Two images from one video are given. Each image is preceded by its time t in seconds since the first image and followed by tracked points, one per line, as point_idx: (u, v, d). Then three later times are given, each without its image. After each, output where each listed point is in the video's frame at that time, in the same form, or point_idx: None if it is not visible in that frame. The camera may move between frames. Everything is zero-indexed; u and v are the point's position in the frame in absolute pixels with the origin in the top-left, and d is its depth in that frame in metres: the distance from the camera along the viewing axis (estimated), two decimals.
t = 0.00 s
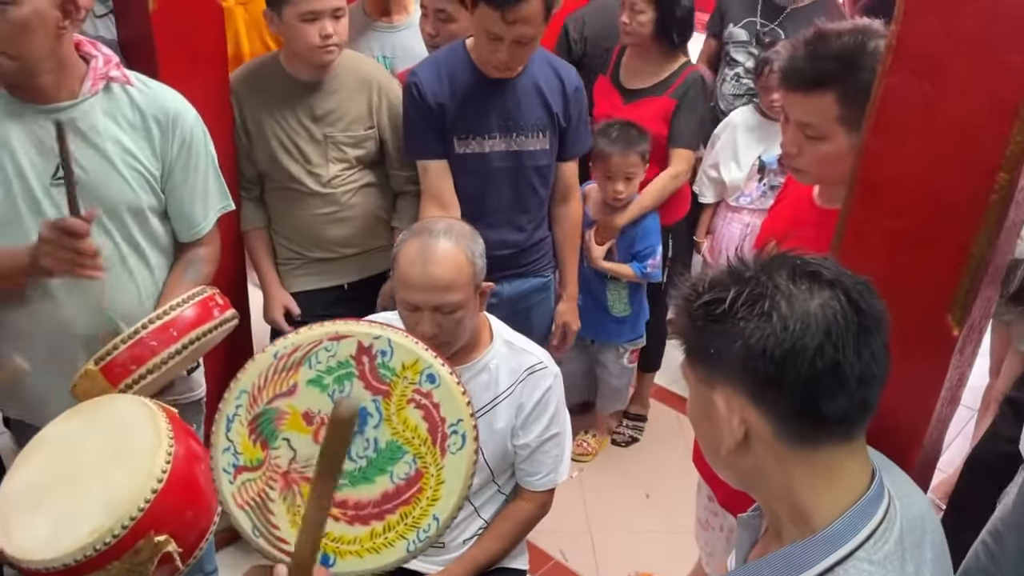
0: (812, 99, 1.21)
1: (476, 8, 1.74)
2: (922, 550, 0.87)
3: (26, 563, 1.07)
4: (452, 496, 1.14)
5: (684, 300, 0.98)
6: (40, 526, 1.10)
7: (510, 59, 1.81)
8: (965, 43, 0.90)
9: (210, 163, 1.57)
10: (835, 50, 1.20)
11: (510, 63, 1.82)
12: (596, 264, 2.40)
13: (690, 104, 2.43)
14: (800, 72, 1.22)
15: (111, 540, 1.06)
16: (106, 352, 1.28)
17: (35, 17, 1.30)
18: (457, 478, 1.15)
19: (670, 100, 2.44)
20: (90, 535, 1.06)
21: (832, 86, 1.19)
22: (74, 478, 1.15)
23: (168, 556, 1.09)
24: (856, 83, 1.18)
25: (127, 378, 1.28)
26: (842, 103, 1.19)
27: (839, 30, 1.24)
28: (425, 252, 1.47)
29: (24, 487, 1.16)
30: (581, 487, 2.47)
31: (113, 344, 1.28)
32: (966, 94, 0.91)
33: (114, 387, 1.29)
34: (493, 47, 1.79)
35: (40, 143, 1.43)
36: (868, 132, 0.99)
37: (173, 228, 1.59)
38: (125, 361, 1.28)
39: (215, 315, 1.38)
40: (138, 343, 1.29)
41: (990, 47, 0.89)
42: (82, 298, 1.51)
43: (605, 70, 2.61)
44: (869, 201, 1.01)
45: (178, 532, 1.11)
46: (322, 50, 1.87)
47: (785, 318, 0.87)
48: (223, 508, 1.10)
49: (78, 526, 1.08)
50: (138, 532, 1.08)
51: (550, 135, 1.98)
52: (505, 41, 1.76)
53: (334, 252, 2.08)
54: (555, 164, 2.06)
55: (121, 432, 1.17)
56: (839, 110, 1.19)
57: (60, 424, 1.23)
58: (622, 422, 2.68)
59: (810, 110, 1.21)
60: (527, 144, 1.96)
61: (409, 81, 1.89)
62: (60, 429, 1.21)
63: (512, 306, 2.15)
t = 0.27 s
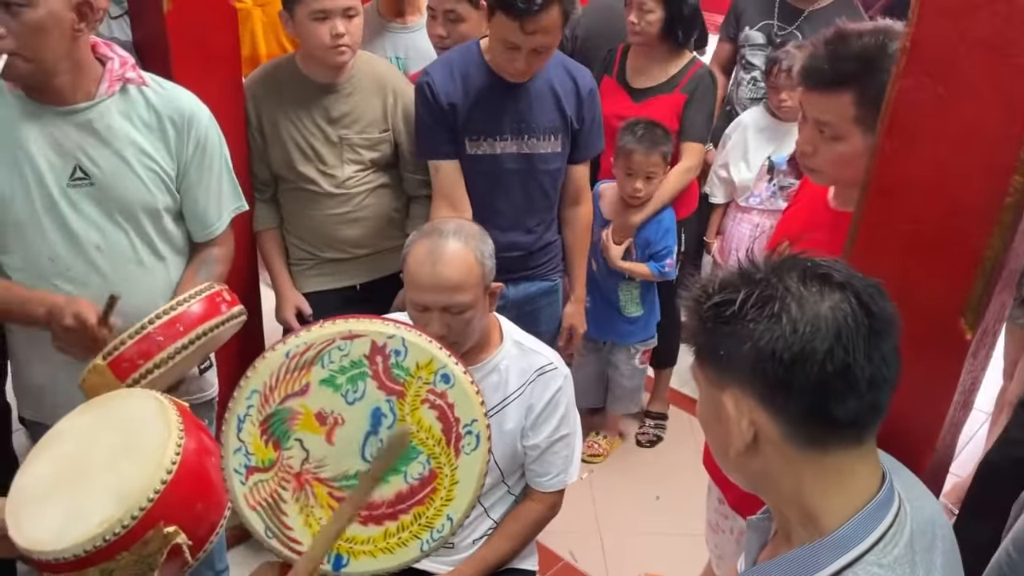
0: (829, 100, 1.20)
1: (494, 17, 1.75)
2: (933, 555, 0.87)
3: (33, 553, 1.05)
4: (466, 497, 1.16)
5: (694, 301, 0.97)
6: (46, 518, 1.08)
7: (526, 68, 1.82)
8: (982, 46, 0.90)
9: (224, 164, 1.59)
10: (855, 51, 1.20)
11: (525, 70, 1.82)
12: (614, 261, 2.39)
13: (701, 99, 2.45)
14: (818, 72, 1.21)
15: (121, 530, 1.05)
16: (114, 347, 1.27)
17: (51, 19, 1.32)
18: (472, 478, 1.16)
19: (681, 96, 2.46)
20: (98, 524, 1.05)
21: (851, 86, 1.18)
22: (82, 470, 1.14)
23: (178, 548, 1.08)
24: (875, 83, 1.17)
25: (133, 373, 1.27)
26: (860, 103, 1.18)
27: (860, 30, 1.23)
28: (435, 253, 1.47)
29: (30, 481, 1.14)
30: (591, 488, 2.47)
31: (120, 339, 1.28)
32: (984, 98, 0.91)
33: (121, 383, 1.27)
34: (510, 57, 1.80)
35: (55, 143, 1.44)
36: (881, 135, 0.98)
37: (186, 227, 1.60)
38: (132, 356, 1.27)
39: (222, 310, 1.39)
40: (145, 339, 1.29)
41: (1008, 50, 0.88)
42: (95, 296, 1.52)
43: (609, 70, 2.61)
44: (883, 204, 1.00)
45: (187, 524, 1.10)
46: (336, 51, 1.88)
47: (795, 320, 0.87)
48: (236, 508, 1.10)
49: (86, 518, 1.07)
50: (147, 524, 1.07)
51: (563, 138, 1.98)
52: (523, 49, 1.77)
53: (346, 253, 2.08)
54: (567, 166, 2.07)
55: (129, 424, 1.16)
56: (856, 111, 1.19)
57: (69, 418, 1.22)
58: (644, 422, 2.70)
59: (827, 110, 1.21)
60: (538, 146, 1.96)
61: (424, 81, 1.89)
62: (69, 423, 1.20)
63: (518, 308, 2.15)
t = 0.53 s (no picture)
0: (840, 99, 1.20)
1: (501, 17, 1.75)
2: (937, 555, 0.88)
3: (33, 530, 1.04)
4: (479, 498, 1.16)
5: (699, 299, 0.98)
6: (47, 494, 1.07)
7: (534, 69, 1.82)
8: (990, 45, 0.89)
9: (233, 164, 1.60)
10: (866, 50, 1.19)
11: (532, 72, 1.83)
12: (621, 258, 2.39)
13: (716, 100, 2.45)
14: (828, 72, 1.21)
15: (115, 501, 1.03)
16: (125, 347, 1.28)
17: (63, 21, 1.33)
18: (485, 479, 1.16)
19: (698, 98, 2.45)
20: (93, 497, 1.03)
21: (861, 86, 1.18)
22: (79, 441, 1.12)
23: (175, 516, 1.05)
24: (885, 84, 1.16)
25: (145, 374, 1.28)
26: (870, 103, 1.18)
27: (870, 30, 1.22)
28: (443, 252, 1.47)
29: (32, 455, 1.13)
30: (600, 487, 2.47)
31: (132, 339, 1.29)
32: (990, 97, 0.91)
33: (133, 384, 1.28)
34: (518, 58, 1.80)
35: (66, 141, 1.46)
36: (889, 134, 0.98)
37: (196, 226, 1.61)
38: (144, 357, 1.28)
39: (232, 310, 1.39)
40: (156, 339, 1.29)
41: (1015, 51, 0.88)
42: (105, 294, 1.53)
43: (626, 68, 2.59)
44: (889, 204, 1.00)
45: (184, 490, 1.07)
46: (344, 53, 1.89)
47: (798, 319, 0.87)
48: (251, 507, 1.10)
49: (82, 491, 1.05)
50: (142, 493, 1.04)
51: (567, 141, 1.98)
52: (530, 51, 1.76)
53: (355, 252, 2.09)
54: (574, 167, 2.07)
55: (120, 393, 1.13)
56: (866, 111, 1.18)
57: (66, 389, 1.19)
58: (653, 422, 2.70)
59: (837, 109, 1.20)
60: (544, 148, 1.96)
61: (430, 80, 1.89)
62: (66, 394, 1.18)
63: (524, 309, 2.16)
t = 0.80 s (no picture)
0: (852, 91, 1.19)
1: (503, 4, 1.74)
2: (948, 548, 0.87)
3: (58, 421, 1.09)
4: (494, 500, 1.19)
5: (708, 293, 0.98)
6: (64, 386, 1.12)
7: (535, 58, 1.80)
8: (1003, 34, 0.88)
9: (241, 160, 1.60)
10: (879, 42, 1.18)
11: (533, 61, 1.80)
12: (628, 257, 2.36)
13: (729, 98, 2.44)
14: (840, 64, 1.20)
15: (134, 371, 1.08)
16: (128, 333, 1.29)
17: (72, 18, 1.33)
18: (500, 481, 1.19)
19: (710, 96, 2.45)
20: (113, 370, 1.08)
21: (874, 79, 1.17)
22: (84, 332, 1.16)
23: (194, 380, 1.12)
24: (897, 77, 1.15)
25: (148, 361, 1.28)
26: (882, 96, 1.17)
27: (883, 23, 1.22)
28: (451, 246, 1.47)
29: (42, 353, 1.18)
30: (607, 483, 2.46)
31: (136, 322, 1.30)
32: (999, 90, 0.90)
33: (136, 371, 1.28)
34: (519, 47, 1.78)
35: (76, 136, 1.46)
36: (900, 126, 0.98)
37: (204, 222, 1.61)
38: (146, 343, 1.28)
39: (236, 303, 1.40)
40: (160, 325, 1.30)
41: None
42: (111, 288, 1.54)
43: (638, 64, 2.59)
44: (899, 198, 1.00)
45: (198, 357, 1.13)
46: (345, 49, 1.88)
47: (805, 312, 0.87)
48: (275, 498, 1.14)
49: (97, 372, 1.10)
50: (158, 359, 1.10)
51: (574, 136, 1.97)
52: (531, 38, 1.75)
53: (362, 248, 2.10)
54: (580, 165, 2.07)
55: (114, 277, 1.18)
56: (878, 103, 1.18)
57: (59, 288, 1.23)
58: (661, 419, 2.70)
59: (849, 101, 1.19)
60: (549, 144, 1.96)
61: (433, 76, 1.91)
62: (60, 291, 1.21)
63: (530, 305, 2.16)
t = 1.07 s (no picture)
0: (868, 82, 1.18)
1: None
2: (961, 544, 0.87)
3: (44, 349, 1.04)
4: (487, 482, 1.12)
5: (719, 287, 0.97)
6: (49, 315, 1.06)
7: (535, 42, 1.78)
8: (1017, 25, 0.88)
9: (251, 157, 1.60)
10: (894, 34, 1.17)
11: (533, 45, 1.78)
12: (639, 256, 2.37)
13: (740, 93, 2.44)
14: (855, 56, 1.19)
15: (109, 290, 1.03)
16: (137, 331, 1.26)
17: (84, 14, 1.33)
18: (492, 463, 1.12)
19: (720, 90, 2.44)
20: (90, 290, 1.03)
21: (890, 70, 1.16)
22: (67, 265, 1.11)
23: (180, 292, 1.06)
24: (912, 70, 1.14)
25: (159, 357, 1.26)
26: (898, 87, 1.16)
27: (899, 15, 1.21)
28: (457, 242, 1.47)
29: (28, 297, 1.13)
30: (614, 480, 2.46)
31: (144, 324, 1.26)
32: (1013, 82, 0.90)
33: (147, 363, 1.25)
34: (518, 30, 1.77)
35: (87, 134, 1.46)
36: (911, 121, 0.97)
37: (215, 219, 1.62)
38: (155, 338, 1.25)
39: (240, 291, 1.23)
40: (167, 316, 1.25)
41: None
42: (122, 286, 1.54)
43: (648, 61, 2.58)
44: (909, 192, 1.00)
45: (183, 270, 1.08)
46: (349, 46, 1.86)
47: (817, 306, 0.86)
48: (259, 492, 1.01)
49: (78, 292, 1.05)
50: (134, 275, 1.05)
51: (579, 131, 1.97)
52: (530, 21, 1.75)
53: (369, 243, 2.10)
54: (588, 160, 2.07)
55: (87, 203, 1.13)
56: (894, 95, 1.17)
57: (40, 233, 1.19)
58: (668, 415, 2.69)
59: (864, 93, 1.19)
60: (555, 139, 1.95)
61: (439, 72, 1.91)
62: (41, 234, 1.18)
63: (539, 301, 2.16)
